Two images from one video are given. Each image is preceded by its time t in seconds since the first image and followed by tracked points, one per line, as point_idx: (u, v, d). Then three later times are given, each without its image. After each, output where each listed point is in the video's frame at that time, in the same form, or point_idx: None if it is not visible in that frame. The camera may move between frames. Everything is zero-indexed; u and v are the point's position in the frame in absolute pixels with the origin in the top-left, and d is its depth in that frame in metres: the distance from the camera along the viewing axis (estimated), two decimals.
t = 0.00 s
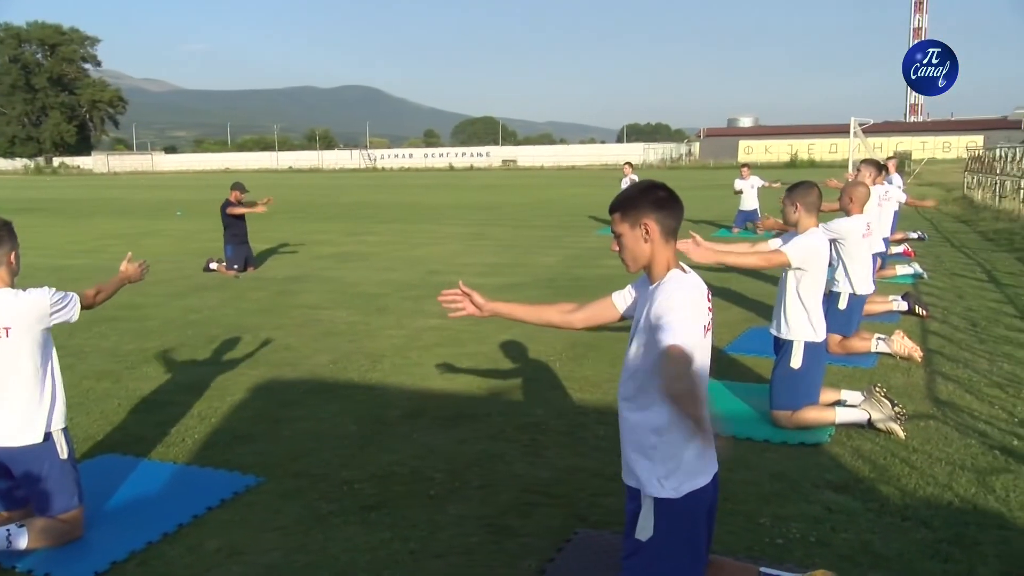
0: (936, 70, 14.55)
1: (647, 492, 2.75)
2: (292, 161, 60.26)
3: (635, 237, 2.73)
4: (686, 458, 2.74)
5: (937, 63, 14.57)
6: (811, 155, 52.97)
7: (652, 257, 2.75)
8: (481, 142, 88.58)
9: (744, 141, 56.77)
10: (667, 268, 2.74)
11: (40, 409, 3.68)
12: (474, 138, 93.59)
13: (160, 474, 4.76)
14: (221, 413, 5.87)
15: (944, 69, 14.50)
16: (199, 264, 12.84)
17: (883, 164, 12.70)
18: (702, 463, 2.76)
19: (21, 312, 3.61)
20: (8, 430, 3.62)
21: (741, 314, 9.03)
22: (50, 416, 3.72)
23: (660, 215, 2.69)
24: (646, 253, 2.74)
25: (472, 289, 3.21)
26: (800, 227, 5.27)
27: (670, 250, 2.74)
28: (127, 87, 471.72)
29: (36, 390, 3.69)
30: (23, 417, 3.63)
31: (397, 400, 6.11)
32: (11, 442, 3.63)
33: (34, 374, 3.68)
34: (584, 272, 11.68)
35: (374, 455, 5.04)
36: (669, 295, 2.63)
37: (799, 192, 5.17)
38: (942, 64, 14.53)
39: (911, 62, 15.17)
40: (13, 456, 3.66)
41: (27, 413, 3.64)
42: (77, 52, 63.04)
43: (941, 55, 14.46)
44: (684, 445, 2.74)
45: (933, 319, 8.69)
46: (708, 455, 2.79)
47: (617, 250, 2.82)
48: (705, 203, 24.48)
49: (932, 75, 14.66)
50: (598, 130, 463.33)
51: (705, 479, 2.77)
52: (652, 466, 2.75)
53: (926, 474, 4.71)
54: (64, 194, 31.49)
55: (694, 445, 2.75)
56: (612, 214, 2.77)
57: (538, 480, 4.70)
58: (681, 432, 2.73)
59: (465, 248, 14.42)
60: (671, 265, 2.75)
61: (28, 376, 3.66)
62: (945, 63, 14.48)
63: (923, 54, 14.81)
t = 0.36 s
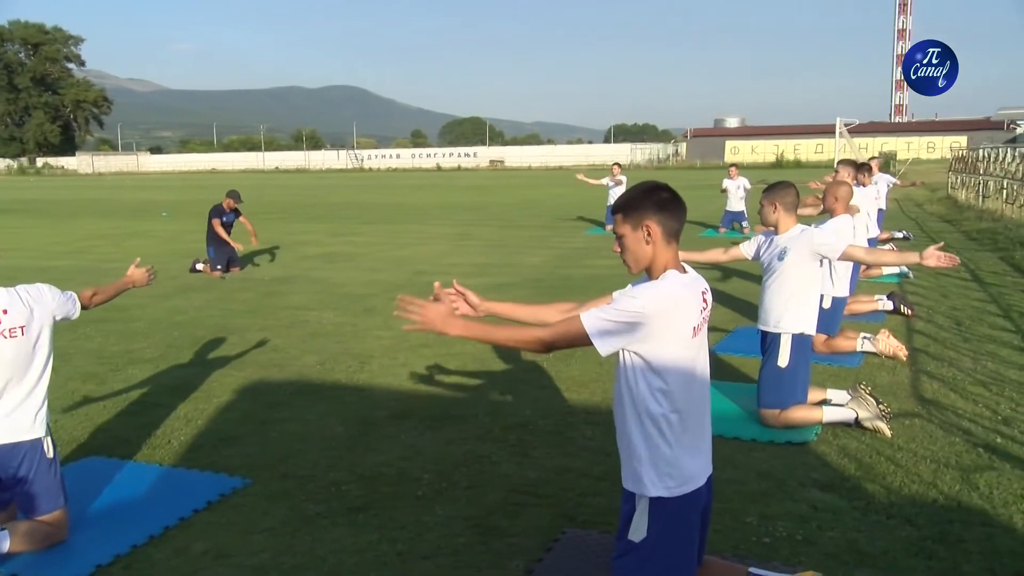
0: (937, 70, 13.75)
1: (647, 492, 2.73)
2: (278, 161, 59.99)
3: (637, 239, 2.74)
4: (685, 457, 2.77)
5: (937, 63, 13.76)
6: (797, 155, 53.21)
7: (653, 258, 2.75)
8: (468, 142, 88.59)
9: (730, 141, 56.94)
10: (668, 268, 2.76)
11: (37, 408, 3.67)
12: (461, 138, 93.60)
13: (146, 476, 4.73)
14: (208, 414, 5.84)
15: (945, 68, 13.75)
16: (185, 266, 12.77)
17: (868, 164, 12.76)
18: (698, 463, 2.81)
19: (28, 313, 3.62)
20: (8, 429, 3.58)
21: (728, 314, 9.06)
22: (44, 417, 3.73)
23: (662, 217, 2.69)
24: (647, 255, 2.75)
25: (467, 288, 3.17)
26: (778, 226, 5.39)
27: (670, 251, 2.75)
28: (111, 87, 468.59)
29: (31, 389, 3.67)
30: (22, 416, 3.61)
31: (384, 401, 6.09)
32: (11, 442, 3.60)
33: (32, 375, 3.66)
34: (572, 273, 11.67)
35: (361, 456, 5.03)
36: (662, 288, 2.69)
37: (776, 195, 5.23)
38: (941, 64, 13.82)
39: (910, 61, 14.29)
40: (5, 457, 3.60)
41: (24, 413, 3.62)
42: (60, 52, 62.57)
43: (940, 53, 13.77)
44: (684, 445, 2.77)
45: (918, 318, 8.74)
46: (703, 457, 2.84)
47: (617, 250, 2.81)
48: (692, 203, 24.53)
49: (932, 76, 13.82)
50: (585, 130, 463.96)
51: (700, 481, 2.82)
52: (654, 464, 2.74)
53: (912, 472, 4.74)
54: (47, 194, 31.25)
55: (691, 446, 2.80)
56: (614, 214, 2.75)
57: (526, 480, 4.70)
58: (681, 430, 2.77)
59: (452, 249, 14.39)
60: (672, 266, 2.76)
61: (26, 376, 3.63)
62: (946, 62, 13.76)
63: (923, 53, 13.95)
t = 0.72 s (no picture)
0: (937, 70, 13.45)
1: (633, 491, 2.72)
2: (270, 161, 59.85)
3: (622, 237, 2.75)
4: (673, 457, 2.75)
5: (937, 63, 13.49)
6: (789, 156, 53.40)
7: (637, 258, 2.76)
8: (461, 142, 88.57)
9: (723, 141, 57.07)
10: (651, 270, 2.75)
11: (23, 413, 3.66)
12: (454, 139, 93.60)
13: (137, 478, 4.71)
14: (200, 415, 5.82)
15: (944, 67, 13.49)
16: (176, 266, 12.72)
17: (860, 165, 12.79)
18: (688, 463, 2.78)
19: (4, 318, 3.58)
20: None
21: (720, 314, 9.08)
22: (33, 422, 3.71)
23: (646, 218, 2.69)
24: (632, 255, 2.76)
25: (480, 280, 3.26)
26: (778, 227, 5.33)
27: (656, 253, 2.75)
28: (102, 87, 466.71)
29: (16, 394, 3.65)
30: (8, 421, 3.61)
31: (377, 401, 6.08)
32: None
33: (15, 379, 3.64)
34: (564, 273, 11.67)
35: (353, 457, 5.02)
36: (640, 290, 2.69)
37: (779, 194, 5.16)
38: (942, 64, 13.53)
39: (910, 62, 14.00)
40: None
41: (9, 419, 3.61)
42: (50, 52, 62.27)
43: (941, 52, 13.48)
44: (671, 445, 2.75)
45: (909, 318, 8.78)
46: (695, 457, 2.81)
47: (607, 247, 2.85)
48: (684, 203, 24.57)
49: (931, 75, 13.52)
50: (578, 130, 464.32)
51: (691, 481, 2.79)
52: (638, 463, 2.74)
53: (904, 471, 4.76)
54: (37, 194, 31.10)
55: (680, 447, 2.77)
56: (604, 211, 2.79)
57: (518, 480, 4.70)
58: (668, 430, 2.75)
59: (445, 249, 14.38)
60: (658, 269, 2.76)
61: (8, 381, 3.61)
62: (946, 63, 13.47)
63: (923, 53, 13.71)
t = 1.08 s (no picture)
0: (937, 69, 12.64)
1: (618, 491, 2.73)
2: (265, 161, 59.79)
3: (600, 236, 2.77)
4: (657, 456, 2.75)
5: (937, 63, 12.67)
6: (784, 156, 53.51)
7: (614, 257, 2.77)
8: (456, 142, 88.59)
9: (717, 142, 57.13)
10: (629, 270, 2.75)
11: None
12: (449, 139, 93.62)
13: (132, 478, 4.70)
14: (194, 416, 5.81)
15: (945, 68, 12.59)
16: (170, 267, 12.69)
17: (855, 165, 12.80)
18: (672, 460, 2.79)
19: None
20: None
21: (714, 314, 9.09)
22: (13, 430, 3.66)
23: (622, 217, 2.70)
24: (609, 253, 2.77)
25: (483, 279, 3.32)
26: (781, 226, 5.30)
27: (634, 253, 2.74)
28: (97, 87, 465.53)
29: None
30: None
31: (372, 402, 6.07)
32: None
33: None
34: (559, 274, 11.67)
35: (348, 457, 5.02)
36: (612, 292, 2.68)
37: (782, 195, 5.13)
38: (942, 64, 12.64)
39: (910, 62, 13.04)
40: None
41: None
42: (44, 52, 62.07)
43: (941, 52, 12.55)
44: (655, 444, 2.76)
45: (904, 318, 8.79)
46: (679, 454, 2.81)
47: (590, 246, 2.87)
48: (679, 203, 24.57)
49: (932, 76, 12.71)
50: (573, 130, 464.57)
51: (676, 478, 2.80)
52: (623, 463, 2.75)
53: (898, 471, 4.77)
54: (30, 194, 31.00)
55: (663, 445, 2.78)
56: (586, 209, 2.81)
57: (514, 481, 4.69)
58: (651, 430, 2.75)
59: (440, 249, 14.36)
60: (635, 269, 2.76)
61: None
62: (947, 62, 12.54)
63: (922, 53, 12.81)
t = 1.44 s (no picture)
0: (937, 70, 12.64)
1: (618, 494, 2.74)
2: (262, 162, 59.76)
3: (593, 237, 2.78)
4: (656, 456, 2.76)
5: (937, 63, 12.69)
6: (780, 156, 53.62)
7: (609, 258, 2.77)
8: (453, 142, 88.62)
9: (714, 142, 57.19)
10: (623, 271, 2.75)
11: None
12: (446, 138, 93.65)
13: (129, 479, 4.70)
14: (191, 416, 5.80)
15: (945, 67, 12.63)
16: (167, 267, 12.67)
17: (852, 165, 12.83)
18: (671, 459, 2.79)
19: None
20: None
21: (711, 314, 9.09)
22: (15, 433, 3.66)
23: (613, 218, 2.70)
24: (603, 254, 2.77)
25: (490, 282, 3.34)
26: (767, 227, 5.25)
27: (627, 253, 2.74)
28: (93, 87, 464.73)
29: None
30: None
31: (369, 402, 6.07)
32: None
33: None
34: (556, 274, 11.67)
35: (345, 457, 5.01)
36: (609, 293, 2.68)
37: (764, 195, 5.09)
38: (942, 63, 12.67)
39: (910, 62, 13.00)
40: None
41: None
42: (40, 52, 61.91)
43: (941, 52, 12.59)
44: (654, 445, 2.76)
45: (901, 318, 8.80)
46: (678, 453, 2.82)
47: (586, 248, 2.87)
48: (676, 203, 24.59)
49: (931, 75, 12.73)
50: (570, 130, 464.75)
51: (676, 478, 2.80)
52: (622, 466, 2.75)
53: (895, 470, 4.77)
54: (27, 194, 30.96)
55: (662, 445, 2.78)
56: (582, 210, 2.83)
57: (511, 481, 4.69)
58: (650, 432, 2.75)
59: (437, 249, 14.35)
60: (629, 269, 2.76)
61: None
62: (947, 62, 12.59)
63: (922, 53, 12.80)
